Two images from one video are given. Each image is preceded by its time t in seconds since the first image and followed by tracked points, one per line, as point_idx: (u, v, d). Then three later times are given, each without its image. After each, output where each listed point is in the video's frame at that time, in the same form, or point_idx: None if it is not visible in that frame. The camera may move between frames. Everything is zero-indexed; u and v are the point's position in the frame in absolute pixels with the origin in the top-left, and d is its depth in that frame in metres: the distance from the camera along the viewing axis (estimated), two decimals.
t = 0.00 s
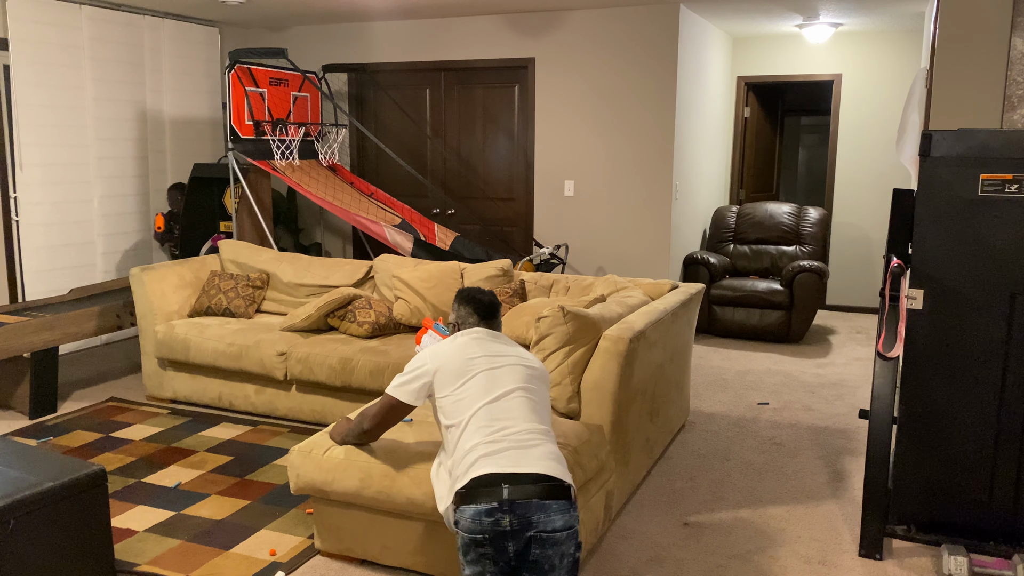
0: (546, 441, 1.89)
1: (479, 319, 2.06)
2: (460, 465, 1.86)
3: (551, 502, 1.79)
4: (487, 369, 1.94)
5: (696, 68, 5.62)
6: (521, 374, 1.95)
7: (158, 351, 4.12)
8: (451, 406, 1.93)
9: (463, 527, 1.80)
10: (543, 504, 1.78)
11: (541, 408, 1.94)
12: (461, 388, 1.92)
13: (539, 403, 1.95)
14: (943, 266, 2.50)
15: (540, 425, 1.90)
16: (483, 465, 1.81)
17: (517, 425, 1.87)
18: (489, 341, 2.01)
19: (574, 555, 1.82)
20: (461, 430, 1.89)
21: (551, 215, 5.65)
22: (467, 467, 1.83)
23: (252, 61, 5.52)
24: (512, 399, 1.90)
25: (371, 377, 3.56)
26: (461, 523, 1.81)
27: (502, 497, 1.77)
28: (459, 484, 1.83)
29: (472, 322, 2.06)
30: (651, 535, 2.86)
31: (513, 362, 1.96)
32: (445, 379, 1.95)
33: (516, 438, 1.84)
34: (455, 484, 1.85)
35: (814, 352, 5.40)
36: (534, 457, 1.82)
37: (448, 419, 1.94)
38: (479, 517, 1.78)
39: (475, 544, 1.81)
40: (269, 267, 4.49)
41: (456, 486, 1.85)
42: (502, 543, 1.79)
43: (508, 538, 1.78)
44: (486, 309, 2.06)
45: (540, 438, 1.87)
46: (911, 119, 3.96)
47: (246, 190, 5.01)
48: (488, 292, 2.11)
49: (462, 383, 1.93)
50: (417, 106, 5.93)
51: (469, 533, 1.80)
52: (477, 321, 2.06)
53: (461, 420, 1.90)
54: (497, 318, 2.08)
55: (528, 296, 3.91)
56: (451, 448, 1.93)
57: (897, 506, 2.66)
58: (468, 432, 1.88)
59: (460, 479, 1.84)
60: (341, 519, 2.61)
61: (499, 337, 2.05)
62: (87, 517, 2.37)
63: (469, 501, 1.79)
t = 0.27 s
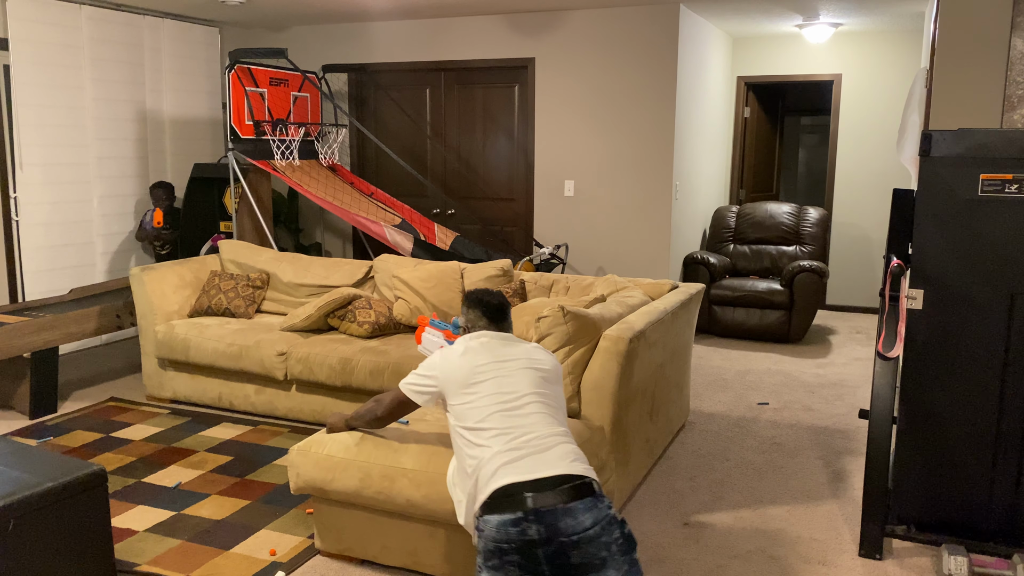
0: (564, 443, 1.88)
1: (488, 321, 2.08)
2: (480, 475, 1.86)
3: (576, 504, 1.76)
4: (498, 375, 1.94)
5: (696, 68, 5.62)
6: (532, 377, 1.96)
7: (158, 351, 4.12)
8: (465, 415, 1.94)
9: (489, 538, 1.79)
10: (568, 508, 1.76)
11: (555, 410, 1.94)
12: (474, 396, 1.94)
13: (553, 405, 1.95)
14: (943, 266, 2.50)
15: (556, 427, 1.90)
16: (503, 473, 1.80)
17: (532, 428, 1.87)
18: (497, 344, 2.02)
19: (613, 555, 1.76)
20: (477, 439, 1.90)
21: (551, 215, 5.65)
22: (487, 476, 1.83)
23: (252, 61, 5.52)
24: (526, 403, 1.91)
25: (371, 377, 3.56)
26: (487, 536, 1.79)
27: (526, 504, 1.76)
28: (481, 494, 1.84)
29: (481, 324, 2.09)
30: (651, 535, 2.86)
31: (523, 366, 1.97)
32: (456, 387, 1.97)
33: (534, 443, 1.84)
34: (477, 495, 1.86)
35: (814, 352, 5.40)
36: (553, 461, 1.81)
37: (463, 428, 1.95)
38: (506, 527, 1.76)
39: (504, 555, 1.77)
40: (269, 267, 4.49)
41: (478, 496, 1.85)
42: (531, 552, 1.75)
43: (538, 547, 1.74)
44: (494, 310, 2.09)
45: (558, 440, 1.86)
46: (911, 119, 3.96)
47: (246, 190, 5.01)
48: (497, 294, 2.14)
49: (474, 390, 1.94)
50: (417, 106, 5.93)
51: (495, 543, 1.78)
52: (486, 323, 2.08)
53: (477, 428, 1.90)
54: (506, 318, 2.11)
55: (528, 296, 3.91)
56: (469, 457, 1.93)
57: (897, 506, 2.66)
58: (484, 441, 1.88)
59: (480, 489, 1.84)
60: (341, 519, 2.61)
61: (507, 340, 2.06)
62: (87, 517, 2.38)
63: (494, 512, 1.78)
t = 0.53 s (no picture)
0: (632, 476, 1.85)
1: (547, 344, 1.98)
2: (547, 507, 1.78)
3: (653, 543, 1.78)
4: (565, 403, 1.86)
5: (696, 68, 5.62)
6: (597, 406, 1.90)
7: (158, 351, 4.12)
8: (529, 441, 1.85)
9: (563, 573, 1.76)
10: (647, 547, 1.76)
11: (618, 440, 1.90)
12: (540, 422, 1.85)
13: (614, 434, 1.91)
14: (942, 267, 2.50)
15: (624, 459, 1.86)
16: (578, 509, 1.74)
17: (603, 460, 1.81)
18: (559, 367, 1.92)
19: None
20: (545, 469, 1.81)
21: (551, 215, 5.65)
22: (558, 510, 1.76)
23: (252, 61, 5.53)
24: (595, 434, 1.84)
25: (371, 377, 3.56)
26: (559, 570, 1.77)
27: (605, 541, 1.73)
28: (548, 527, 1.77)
29: (538, 345, 1.98)
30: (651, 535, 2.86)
31: (587, 393, 1.90)
32: (522, 411, 1.88)
33: (608, 478, 1.78)
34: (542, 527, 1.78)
35: (814, 352, 5.40)
36: (630, 497, 1.76)
37: (525, 455, 1.85)
38: (585, 565, 1.74)
39: None
40: (269, 267, 4.50)
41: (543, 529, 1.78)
42: None
43: None
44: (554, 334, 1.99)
45: (628, 473, 1.82)
46: (910, 119, 3.96)
47: (246, 190, 5.01)
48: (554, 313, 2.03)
49: (542, 415, 1.85)
50: (417, 106, 5.93)
51: None
52: (545, 344, 1.98)
53: (544, 457, 1.82)
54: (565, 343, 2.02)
55: (528, 296, 3.91)
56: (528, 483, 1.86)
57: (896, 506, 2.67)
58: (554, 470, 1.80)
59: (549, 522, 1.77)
60: (341, 518, 2.61)
61: (565, 361, 1.97)
62: (87, 517, 2.37)
63: (571, 549, 1.75)
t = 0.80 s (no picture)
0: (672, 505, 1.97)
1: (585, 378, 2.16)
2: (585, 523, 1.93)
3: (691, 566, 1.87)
4: (607, 430, 2.04)
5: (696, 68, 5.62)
6: (636, 438, 2.06)
7: (158, 350, 4.12)
8: (574, 465, 2.02)
9: None
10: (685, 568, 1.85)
11: (657, 472, 2.04)
12: (584, 448, 2.03)
13: (653, 466, 2.05)
14: (942, 267, 2.50)
15: (662, 487, 1.99)
16: (614, 524, 1.87)
17: (643, 485, 1.95)
18: (602, 399, 2.11)
19: None
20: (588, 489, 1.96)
21: (550, 215, 5.65)
22: (596, 525, 1.90)
23: (252, 62, 5.53)
24: (633, 460, 2.01)
25: (372, 377, 3.56)
26: None
27: (639, 556, 1.84)
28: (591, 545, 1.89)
29: (576, 379, 2.16)
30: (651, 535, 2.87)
31: (627, 425, 2.08)
32: (566, 437, 2.06)
33: (647, 501, 1.91)
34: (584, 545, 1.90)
35: (814, 352, 5.40)
36: (664, 517, 1.89)
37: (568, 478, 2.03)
38: None
39: None
40: (269, 267, 4.50)
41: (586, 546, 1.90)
42: None
43: None
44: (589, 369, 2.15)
45: (665, 497, 1.95)
46: (910, 119, 3.96)
47: (246, 190, 5.01)
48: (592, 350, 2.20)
49: (585, 442, 2.03)
50: (417, 106, 5.93)
51: None
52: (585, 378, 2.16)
53: (587, 480, 1.98)
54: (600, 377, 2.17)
55: (528, 296, 3.91)
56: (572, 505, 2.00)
57: (897, 506, 2.66)
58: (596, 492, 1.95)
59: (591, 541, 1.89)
60: (341, 518, 2.61)
61: (607, 397, 2.15)
62: (87, 516, 2.37)
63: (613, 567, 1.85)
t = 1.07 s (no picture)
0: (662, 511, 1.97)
1: (575, 383, 2.17)
2: (576, 530, 1.94)
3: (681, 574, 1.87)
4: (597, 436, 2.06)
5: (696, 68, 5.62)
6: (626, 443, 2.07)
7: (158, 351, 4.12)
8: (562, 471, 2.05)
9: None
10: None
11: (648, 477, 2.04)
12: (572, 454, 2.05)
13: (644, 471, 2.05)
14: (942, 267, 2.50)
15: (652, 493, 1.99)
16: (603, 531, 1.88)
17: (630, 492, 1.96)
18: (594, 404, 2.12)
19: None
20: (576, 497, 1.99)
21: (551, 215, 5.65)
22: (586, 532, 1.91)
23: (252, 62, 5.53)
24: (622, 466, 2.02)
25: (372, 377, 3.56)
26: None
27: (627, 564, 1.84)
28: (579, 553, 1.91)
29: (567, 384, 2.18)
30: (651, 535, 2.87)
31: (616, 430, 2.08)
32: (555, 443, 2.09)
33: (634, 508, 1.92)
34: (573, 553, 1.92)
35: (814, 352, 5.40)
36: (651, 525, 1.89)
37: (559, 484, 2.05)
38: None
39: None
40: (269, 267, 4.50)
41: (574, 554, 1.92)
42: None
43: None
44: (581, 374, 2.17)
45: (655, 504, 1.96)
46: (910, 119, 3.96)
47: (246, 190, 5.01)
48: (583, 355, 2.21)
49: (573, 448, 2.05)
50: (417, 106, 5.93)
51: None
52: (575, 383, 2.17)
53: (576, 488, 2.00)
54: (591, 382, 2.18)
55: (528, 296, 3.91)
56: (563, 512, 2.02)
57: (897, 506, 2.66)
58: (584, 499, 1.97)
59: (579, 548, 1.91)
60: (341, 518, 2.61)
61: (597, 400, 2.17)
62: (87, 517, 2.37)
63: None
